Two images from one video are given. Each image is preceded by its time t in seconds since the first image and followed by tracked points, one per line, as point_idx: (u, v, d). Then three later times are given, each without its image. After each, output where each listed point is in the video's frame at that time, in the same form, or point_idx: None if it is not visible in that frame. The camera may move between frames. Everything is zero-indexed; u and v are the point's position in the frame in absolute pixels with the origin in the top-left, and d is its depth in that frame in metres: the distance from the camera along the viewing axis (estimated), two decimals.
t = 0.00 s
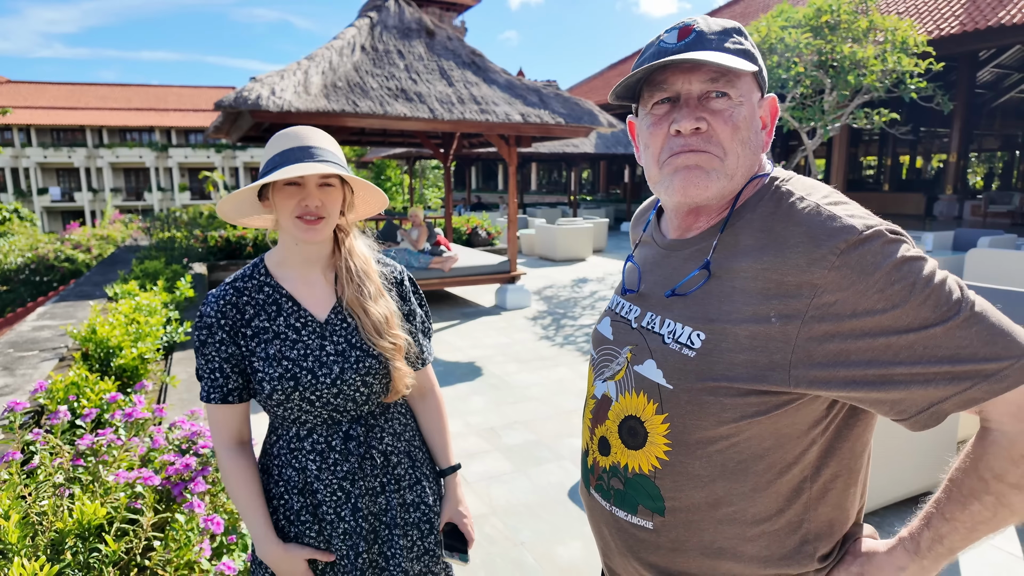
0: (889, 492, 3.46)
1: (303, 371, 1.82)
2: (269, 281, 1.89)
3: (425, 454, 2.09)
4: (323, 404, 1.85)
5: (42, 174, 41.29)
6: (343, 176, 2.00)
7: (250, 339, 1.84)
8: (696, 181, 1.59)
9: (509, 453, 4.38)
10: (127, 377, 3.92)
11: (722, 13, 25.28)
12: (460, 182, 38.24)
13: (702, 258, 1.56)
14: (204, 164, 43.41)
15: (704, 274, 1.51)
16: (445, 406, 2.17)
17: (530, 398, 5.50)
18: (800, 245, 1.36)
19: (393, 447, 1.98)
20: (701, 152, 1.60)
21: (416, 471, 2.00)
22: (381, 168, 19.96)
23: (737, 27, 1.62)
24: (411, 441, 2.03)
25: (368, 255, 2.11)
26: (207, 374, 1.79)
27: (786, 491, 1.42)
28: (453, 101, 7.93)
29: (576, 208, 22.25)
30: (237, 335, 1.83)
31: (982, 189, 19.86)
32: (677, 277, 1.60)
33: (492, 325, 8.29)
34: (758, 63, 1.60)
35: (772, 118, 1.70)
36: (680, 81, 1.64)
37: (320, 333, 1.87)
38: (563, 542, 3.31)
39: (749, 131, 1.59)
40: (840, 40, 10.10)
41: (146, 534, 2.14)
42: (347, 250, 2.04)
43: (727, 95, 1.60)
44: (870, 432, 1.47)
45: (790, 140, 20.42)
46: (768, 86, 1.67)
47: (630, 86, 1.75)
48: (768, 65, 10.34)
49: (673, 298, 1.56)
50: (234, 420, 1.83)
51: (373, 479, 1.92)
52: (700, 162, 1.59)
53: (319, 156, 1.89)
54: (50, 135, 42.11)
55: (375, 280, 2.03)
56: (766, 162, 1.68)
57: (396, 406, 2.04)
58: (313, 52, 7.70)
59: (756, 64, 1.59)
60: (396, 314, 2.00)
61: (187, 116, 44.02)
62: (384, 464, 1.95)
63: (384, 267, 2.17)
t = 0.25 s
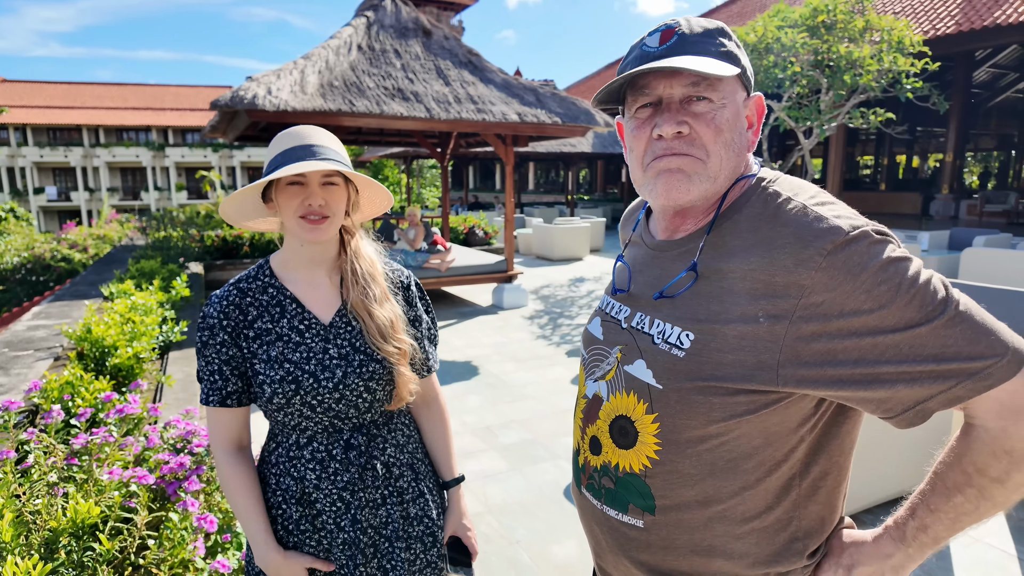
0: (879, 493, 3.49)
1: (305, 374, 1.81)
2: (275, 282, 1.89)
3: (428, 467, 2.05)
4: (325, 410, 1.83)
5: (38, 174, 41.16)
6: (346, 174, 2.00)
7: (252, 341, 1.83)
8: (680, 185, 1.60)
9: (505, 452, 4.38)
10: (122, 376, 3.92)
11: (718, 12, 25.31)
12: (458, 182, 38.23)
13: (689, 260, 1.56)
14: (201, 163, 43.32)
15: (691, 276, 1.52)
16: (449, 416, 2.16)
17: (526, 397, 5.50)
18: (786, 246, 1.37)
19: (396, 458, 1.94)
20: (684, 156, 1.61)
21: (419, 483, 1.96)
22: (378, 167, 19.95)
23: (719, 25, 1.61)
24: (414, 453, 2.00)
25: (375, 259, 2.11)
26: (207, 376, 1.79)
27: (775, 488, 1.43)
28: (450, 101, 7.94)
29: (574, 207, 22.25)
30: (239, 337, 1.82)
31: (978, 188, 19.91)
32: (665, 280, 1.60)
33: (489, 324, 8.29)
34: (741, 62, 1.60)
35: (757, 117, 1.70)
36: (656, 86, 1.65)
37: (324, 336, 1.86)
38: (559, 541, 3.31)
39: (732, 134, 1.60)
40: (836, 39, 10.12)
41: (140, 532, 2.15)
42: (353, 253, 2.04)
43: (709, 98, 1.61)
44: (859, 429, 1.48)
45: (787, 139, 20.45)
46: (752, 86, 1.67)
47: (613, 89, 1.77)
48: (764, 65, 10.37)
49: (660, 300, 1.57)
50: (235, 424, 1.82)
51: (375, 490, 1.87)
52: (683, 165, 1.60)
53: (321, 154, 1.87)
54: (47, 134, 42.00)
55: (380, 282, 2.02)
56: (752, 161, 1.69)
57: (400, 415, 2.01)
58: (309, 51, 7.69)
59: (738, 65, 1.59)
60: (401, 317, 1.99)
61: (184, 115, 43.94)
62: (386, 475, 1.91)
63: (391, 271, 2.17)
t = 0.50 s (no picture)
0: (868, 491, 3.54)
1: (305, 378, 1.78)
2: (280, 282, 1.87)
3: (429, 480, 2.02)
4: (325, 416, 1.80)
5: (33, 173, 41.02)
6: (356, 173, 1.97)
7: (253, 340, 1.80)
8: (610, 181, 1.69)
9: (500, 451, 4.39)
10: (116, 376, 3.91)
11: (714, 12, 25.35)
12: (454, 181, 38.21)
13: (658, 264, 1.61)
14: (197, 163, 43.23)
15: (659, 280, 1.57)
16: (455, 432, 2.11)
17: (521, 396, 5.52)
18: (768, 250, 1.37)
19: (396, 471, 1.91)
20: (618, 152, 1.67)
21: (419, 498, 1.93)
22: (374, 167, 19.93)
23: (674, 24, 1.56)
24: (415, 466, 1.97)
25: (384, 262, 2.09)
26: (206, 376, 1.75)
27: (759, 487, 1.45)
28: (446, 100, 7.95)
29: (570, 207, 22.26)
30: (240, 336, 1.79)
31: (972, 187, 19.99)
32: (635, 283, 1.66)
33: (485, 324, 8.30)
34: (688, 63, 1.54)
35: (730, 117, 1.59)
36: (608, 84, 1.69)
37: (326, 339, 1.84)
38: (552, 540, 3.33)
39: (667, 138, 1.59)
40: (831, 39, 10.14)
41: (133, 531, 2.16)
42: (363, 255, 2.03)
43: (647, 100, 1.61)
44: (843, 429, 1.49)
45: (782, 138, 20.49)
46: (727, 85, 1.57)
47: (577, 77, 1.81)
48: (759, 65, 10.39)
49: (630, 302, 1.62)
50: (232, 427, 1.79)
51: (372, 504, 1.84)
52: (616, 163, 1.67)
53: (330, 151, 1.86)
54: (42, 134, 41.88)
55: (388, 288, 2.00)
56: (735, 167, 1.66)
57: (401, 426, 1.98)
58: (304, 50, 7.67)
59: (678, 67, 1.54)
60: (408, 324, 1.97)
61: (180, 115, 43.82)
62: (385, 489, 1.88)
63: (399, 277, 2.15)
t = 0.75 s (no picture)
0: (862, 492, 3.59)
1: (310, 379, 1.79)
2: (285, 282, 1.88)
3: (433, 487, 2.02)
4: (330, 419, 1.81)
5: (30, 173, 40.98)
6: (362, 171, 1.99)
7: (257, 341, 1.80)
8: (599, 174, 1.71)
9: (497, 449, 4.41)
10: (113, 375, 3.93)
11: (712, 12, 25.37)
12: (452, 181, 38.21)
13: (647, 262, 1.64)
14: (195, 163, 43.20)
15: (647, 277, 1.60)
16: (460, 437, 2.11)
17: (518, 395, 5.54)
18: (757, 248, 1.39)
19: (402, 477, 1.91)
20: (609, 147, 1.69)
21: (424, 505, 1.92)
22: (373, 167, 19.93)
23: (667, 22, 1.58)
24: (420, 472, 1.97)
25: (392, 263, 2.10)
26: (210, 377, 1.76)
27: (748, 485, 1.47)
28: (444, 100, 7.97)
29: (568, 207, 22.30)
30: (244, 338, 1.79)
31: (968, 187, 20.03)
32: (625, 280, 1.68)
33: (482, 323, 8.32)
34: (677, 60, 1.56)
35: (720, 115, 1.61)
36: (601, 80, 1.71)
37: (333, 340, 1.84)
38: (548, 538, 3.34)
39: (656, 133, 1.61)
40: (828, 39, 10.17)
41: (129, 529, 2.18)
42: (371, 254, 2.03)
43: (636, 95, 1.63)
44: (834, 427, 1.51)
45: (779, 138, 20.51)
46: (717, 83, 1.59)
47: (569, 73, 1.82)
48: (756, 65, 10.42)
49: (619, 298, 1.65)
50: (235, 431, 1.79)
51: (377, 510, 1.84)
52: (606, 156, 1.70)
53: (336, 150, 1.88)
54: (39, 133, 41.84)
55: (396, 288, 2.00)
56: (728, 166, 1.68)
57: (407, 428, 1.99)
58: (302, 50, 7.68)
59: (669, 63, 1.56)
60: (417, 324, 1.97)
61: (178, 115, 43.78)
62: (389, 495, 1.87)
63: (407, 277, 2.16)
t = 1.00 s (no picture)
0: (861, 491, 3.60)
1: (320, 380, 1.77)
2: (291, 281, 1.86)
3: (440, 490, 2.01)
4: (339, 420, 1.79)
5: (30, 172, 40.99)
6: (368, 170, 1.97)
7: (263, 342, 1.78)
8: (600, 165, 1.70)
9: (496, 448, 4.40)
10: (112, 373, 3.92)
11: (711, 11, 25.36)
12: (452, 180, 38.20)
13: (646, 256, 1.63)
14: (194, 162, 43.18)
15: (646, 271, 1.59)
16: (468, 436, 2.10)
17: (518, 393, 5.53)
18: (758, 244, 1.38)
19: (411, 480, 1.90)
20: (611, 138, 1.68)
21: (433, 508, 1.92)
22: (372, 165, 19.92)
23: (672, 13, 1.57)
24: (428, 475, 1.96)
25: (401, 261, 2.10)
26: (214, 381, 1.72)
27: (747, 482, 1.45)
28: (443, 98, 7.96)
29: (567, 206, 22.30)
30: (250, 338, 1.77)
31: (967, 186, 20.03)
32: (624, 274, 1.67)
33: (481, 322, 8.31)
34: (680, 50, 1.56)
35: (723, 107, 1.60)
36: (604, 70, 1.70)
37: (342, 340, 1.83)
38: (547, 536, 3.34)
39: (659, 123, 1.60)
40: (827, 38, 10.17)
41: (126, 527, 2.17)
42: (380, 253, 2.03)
43: (639, 85, 1.62)
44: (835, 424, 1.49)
45: (779, 137, 20.50)
46: (722, 74, 1.58)
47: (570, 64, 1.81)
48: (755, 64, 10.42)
49: (617, 292, 1.64)
50: (241, 437, 1.76)
51: (385, 514, 1.83)
52: (606, 146, 1.69)
53: (341, 146, 1.87)
54: (38, 132, 41.87)
55: (405, 284, 1.99)
56: (730, 159, 1.67)
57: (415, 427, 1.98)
58: (301, 48, 7.67)
59: (673, 54, 1.55)
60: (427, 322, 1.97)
61: (177, 113, 43.74)
62: (397, 499, 1.86)
63: (415, 277, 2.15)
